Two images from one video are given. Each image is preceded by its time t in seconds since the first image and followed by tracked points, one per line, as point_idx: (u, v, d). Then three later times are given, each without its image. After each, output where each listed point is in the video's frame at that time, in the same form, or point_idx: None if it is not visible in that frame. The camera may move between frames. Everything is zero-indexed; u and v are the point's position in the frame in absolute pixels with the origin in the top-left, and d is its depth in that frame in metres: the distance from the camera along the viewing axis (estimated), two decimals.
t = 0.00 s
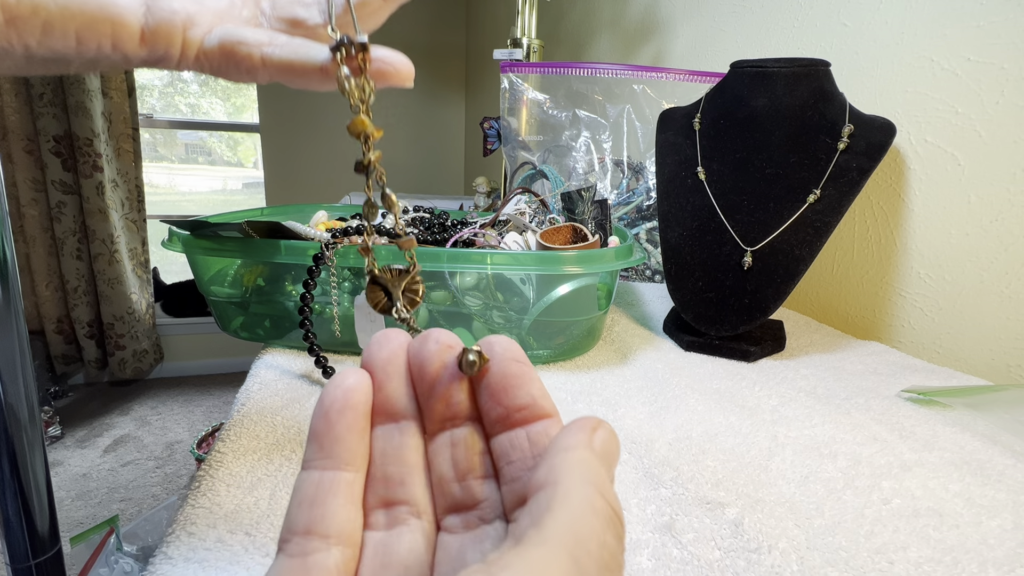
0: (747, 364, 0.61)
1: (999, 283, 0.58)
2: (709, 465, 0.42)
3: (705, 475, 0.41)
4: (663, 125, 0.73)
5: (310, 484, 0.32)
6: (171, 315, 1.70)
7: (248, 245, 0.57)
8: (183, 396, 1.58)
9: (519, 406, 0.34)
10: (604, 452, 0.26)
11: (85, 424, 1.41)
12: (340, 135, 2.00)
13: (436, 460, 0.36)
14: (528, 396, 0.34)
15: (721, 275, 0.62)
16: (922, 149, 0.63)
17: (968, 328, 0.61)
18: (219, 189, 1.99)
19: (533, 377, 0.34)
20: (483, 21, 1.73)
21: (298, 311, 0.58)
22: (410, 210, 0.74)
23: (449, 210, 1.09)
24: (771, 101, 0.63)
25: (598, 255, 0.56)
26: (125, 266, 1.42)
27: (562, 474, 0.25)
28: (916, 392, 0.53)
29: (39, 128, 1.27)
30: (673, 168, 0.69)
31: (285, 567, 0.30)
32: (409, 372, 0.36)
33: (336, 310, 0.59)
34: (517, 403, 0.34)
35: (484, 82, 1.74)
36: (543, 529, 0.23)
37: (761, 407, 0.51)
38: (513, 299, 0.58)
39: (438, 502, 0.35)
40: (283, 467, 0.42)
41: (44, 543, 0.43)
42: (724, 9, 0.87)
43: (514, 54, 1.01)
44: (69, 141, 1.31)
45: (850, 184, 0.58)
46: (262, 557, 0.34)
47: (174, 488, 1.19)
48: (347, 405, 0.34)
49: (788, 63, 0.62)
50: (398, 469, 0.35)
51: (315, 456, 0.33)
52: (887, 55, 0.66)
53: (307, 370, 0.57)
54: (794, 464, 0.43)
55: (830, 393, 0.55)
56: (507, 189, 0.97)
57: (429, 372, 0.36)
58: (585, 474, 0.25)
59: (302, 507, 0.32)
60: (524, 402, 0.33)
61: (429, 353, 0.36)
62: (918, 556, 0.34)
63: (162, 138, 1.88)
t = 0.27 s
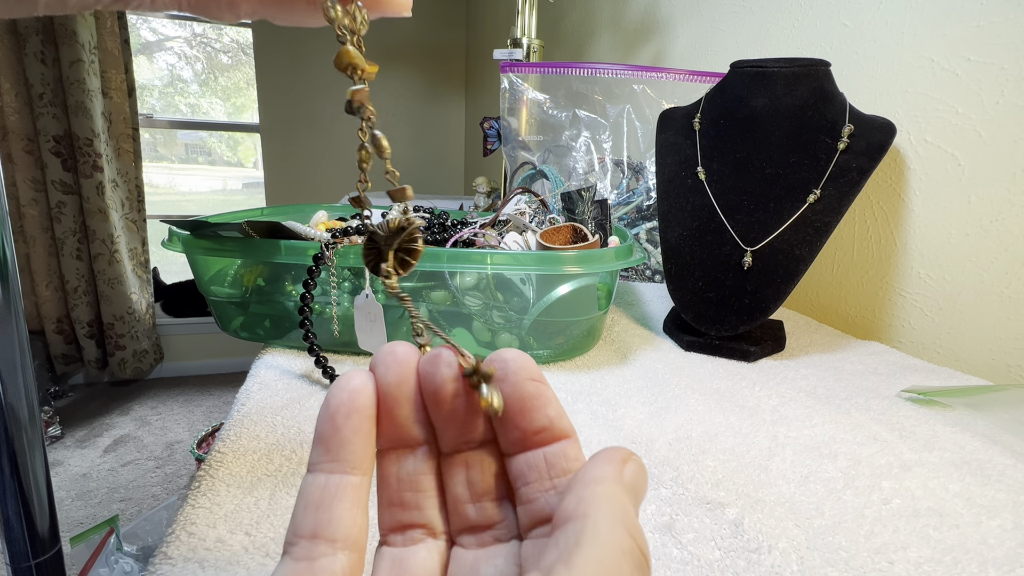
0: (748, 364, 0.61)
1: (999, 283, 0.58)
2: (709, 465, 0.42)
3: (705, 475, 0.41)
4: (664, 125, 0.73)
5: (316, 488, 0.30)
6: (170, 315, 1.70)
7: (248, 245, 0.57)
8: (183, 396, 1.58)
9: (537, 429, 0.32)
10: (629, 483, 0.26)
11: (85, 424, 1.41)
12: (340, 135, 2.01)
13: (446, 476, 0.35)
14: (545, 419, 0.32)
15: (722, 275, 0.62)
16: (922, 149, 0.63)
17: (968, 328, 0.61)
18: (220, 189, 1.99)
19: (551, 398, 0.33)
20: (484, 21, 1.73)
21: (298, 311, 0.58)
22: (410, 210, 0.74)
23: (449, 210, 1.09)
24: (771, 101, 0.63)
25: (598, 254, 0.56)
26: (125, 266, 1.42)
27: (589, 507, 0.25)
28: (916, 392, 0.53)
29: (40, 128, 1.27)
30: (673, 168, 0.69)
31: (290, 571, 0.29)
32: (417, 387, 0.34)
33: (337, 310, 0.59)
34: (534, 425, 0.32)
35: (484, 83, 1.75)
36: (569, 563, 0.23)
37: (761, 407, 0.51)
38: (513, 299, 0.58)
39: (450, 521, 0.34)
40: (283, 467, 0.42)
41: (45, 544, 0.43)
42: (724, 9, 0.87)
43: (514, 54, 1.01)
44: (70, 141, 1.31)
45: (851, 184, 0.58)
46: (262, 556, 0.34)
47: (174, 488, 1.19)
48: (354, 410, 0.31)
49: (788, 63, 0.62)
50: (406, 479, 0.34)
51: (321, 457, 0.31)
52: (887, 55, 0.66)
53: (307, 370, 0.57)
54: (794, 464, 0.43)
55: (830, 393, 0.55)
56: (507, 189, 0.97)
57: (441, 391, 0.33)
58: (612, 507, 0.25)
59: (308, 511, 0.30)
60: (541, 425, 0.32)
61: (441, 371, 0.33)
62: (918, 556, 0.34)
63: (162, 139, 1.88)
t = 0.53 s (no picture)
0: (748, 364, 0.61)
1: (999, 283, 0.58)
2: (709, 465, 0.42)
3: (705, 475, 0.41)
4: (664, 125, 0.73)
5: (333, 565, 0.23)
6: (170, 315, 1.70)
7: (247, 245, 0.57)
8: (183, 396, 1.58)
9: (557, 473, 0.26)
10: (627, 482, 0.23)
11: (85, 424, 1.41)
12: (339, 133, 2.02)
13: (473, 532, 0.28)
14: (564, 456, 0.26)
15: (722, 275, 0.62)
16: (922, 149, 0.63)
17: (969, 328, 0.61)
18: (220, 189, 2.00)
19: (565, 429, 0.27)
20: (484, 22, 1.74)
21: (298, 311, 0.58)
22: (410, 210, 0.74)
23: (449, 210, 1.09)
24: (771, 101, 0.63)
25: (598, 254, 0.56)
26: (125, 266, 1.42)
27: (569, 496, 0.22)
28: (916, 392, 0.53)
29: (39, 128, 1.27)
30: (673, 168, 0.69)
31: None
32: (426, 438, 0.28)
33: (337, 310, 0.59)
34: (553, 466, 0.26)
35: (485, 83, 1.75)
36: (536, 552, 0.20)
37: (762, 407, 0.51)
38: (513, 299, 0.58)
39: None
40: (283, 467, 0.42)
41: (44, 544, 0.43)
42: (724, 9, 0.88)
43: (514, 54, 1.01)
44: (70, 141, 1.31)
45: (851, 184, 0.58)
46: (262, 556, 0.34)
47: (174, 488, 1.20)
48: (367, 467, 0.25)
49: (788, 63, 0.62)
50: (437, 542, 0.29)
51: (337, 524, 0.24)
52: (887, 55, 0.66)
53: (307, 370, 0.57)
54: (794, 464, 0.43)
55: (830, 393, 0.55)
56: (507, 189, 0.97)
57: (450, 437, 0.27)
58: (597, 497, 0.21)
59: None
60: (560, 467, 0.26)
61: (446, 427, 0.27)
62: (918, 556, 0.34)
63: (162, 139, 1.89)
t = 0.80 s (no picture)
0: (748, 364, 0.61)
1: (998, 283, 0.57)
2: (709, 465, 0.42)
3: (705, 475, 0.41)
4: (663, 125, 0.73)
5: None
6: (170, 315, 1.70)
7: (248, 245, 0.57)
8: (183, 396, 1.59)
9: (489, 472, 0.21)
10: (540, 447, 0.19)
11: (85, 424, 1.41)
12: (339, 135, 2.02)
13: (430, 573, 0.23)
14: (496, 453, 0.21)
15: (722, 275, 0.62)
16: (922, 149, 0.63)
17: (969, 328, 0.61)
18: (219, 189, 2.02)
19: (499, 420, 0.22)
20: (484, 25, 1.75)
21: (298, 311, 0.58)
22: (410, 210, 0.74)
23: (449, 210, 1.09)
24: (771, 101, 0.63)
25: (597, 254, 0.56)
26: (124, 266, 1.42)
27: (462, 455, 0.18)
28: (916, 393, 0.53)
29: (39, 128, 1.27)
30: (673, 168, 0.69)
31: None
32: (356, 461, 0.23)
33: (337, 310, 0.58)
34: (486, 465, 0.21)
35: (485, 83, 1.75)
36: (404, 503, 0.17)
37: (762, 407, 0.51)
38: (513, 299, 0.57)
39: None
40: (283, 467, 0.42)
41: (44, 543, 0.43)
42: (724, 9, 0.88)
43: (514, 54, 1.01)
44: (69, 141, 1.31)
45: (850, 184, 0.58)
46: (263, 556, 0.34)
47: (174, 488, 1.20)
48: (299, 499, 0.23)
49: (788, 63, 0.62)
50: None
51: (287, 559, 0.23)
52: (887, 55, 0.66)
53: (307, 370, 0.57)
54: (794, 464, 0.43)
55: (831, 393, 0.55)
56: (507, 189, 0.97)
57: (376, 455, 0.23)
58: (487, 454, 0.18)
59: None
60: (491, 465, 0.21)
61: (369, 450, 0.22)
62: (918, 556, 0.34)
63: (162, 139, 1.90)
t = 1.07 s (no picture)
0: (748, 364, 0.61)
1: (999, 283, 0.57)
2: (709, 465, 0.42)
3: (705, 475, 0.41)
4: (663, 125, 0.73)
5: None
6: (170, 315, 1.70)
7: (248, 245, 0.57)
8: (183, 396, 1.58)
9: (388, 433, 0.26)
10: (419, 399, 0.24)
11: (85, 424, 1.41)
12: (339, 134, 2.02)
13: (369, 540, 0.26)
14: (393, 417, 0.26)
15: (722, 276, 0.62)
16: (922, 149, 0.63)
17: (969, 328, 0.61)
18: (219, 189, 2.03)
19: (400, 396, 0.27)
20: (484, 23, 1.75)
21: (298, 311, 0.58)
22: (410, 210, 0.74)
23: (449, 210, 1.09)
24: (771, 101, 0.63)
25: (598, 254, 0.56)
26: (124, 266, 1.42)
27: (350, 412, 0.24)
28: (916, 393, 0.53)
29: (39, 128, 1.27)
30: (673, 168, 0.69)
31: None
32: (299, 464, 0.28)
33: (337, 310, 0.58)
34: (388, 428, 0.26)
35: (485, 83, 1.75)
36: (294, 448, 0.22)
37: (761, 407, 0.51)
38: (513, 299, 0.57)
39: None
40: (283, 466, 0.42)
41: (45, 543, 0.43)
42: (724, 9, 0.88)
43: (514, 53, 1.01)
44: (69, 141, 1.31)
45: (851, 184, 0.58)
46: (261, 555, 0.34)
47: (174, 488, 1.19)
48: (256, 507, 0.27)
49: (788, 63, 0.62)
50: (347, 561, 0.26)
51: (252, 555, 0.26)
52: (887, 55, 0.66)
53: (307, 370, 0.57)
54: (794, 464, 0.43)
55: (830, 393, 0.55)
56: (507, 189, 0.97)
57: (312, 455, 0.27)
58: (363, 404, 0.23)
59: None
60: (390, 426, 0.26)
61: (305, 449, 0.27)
62: (918, 556, 0.34)
63: (162, 139, 1.90)
